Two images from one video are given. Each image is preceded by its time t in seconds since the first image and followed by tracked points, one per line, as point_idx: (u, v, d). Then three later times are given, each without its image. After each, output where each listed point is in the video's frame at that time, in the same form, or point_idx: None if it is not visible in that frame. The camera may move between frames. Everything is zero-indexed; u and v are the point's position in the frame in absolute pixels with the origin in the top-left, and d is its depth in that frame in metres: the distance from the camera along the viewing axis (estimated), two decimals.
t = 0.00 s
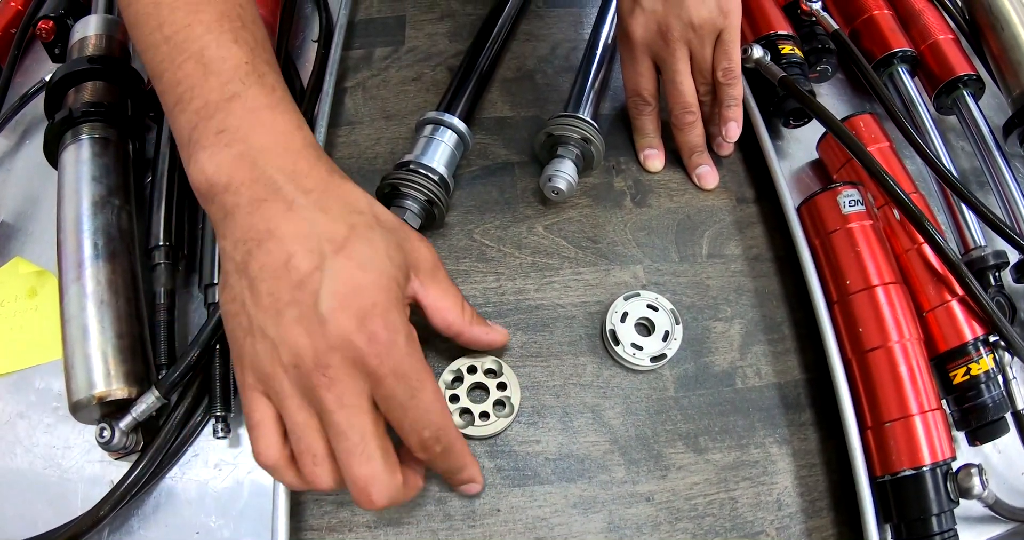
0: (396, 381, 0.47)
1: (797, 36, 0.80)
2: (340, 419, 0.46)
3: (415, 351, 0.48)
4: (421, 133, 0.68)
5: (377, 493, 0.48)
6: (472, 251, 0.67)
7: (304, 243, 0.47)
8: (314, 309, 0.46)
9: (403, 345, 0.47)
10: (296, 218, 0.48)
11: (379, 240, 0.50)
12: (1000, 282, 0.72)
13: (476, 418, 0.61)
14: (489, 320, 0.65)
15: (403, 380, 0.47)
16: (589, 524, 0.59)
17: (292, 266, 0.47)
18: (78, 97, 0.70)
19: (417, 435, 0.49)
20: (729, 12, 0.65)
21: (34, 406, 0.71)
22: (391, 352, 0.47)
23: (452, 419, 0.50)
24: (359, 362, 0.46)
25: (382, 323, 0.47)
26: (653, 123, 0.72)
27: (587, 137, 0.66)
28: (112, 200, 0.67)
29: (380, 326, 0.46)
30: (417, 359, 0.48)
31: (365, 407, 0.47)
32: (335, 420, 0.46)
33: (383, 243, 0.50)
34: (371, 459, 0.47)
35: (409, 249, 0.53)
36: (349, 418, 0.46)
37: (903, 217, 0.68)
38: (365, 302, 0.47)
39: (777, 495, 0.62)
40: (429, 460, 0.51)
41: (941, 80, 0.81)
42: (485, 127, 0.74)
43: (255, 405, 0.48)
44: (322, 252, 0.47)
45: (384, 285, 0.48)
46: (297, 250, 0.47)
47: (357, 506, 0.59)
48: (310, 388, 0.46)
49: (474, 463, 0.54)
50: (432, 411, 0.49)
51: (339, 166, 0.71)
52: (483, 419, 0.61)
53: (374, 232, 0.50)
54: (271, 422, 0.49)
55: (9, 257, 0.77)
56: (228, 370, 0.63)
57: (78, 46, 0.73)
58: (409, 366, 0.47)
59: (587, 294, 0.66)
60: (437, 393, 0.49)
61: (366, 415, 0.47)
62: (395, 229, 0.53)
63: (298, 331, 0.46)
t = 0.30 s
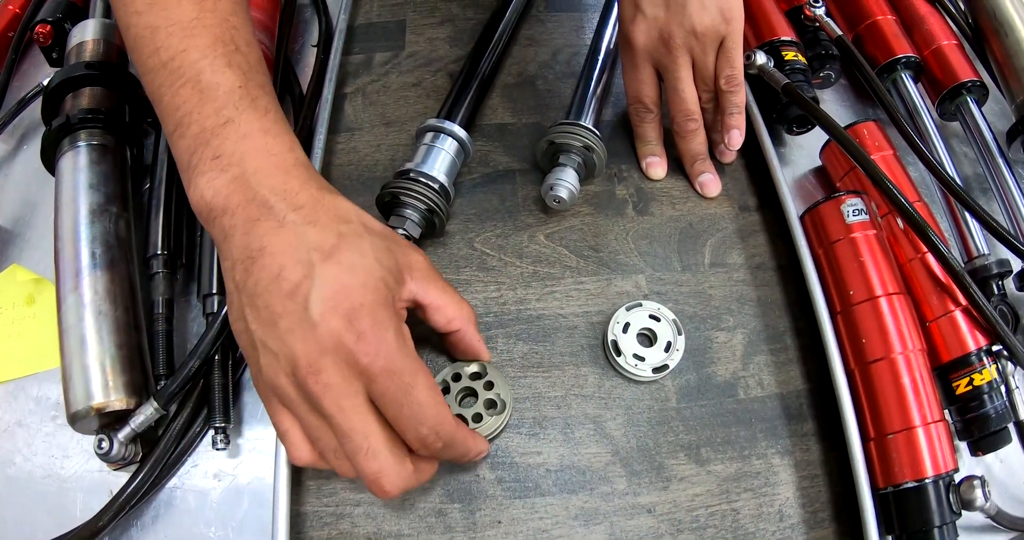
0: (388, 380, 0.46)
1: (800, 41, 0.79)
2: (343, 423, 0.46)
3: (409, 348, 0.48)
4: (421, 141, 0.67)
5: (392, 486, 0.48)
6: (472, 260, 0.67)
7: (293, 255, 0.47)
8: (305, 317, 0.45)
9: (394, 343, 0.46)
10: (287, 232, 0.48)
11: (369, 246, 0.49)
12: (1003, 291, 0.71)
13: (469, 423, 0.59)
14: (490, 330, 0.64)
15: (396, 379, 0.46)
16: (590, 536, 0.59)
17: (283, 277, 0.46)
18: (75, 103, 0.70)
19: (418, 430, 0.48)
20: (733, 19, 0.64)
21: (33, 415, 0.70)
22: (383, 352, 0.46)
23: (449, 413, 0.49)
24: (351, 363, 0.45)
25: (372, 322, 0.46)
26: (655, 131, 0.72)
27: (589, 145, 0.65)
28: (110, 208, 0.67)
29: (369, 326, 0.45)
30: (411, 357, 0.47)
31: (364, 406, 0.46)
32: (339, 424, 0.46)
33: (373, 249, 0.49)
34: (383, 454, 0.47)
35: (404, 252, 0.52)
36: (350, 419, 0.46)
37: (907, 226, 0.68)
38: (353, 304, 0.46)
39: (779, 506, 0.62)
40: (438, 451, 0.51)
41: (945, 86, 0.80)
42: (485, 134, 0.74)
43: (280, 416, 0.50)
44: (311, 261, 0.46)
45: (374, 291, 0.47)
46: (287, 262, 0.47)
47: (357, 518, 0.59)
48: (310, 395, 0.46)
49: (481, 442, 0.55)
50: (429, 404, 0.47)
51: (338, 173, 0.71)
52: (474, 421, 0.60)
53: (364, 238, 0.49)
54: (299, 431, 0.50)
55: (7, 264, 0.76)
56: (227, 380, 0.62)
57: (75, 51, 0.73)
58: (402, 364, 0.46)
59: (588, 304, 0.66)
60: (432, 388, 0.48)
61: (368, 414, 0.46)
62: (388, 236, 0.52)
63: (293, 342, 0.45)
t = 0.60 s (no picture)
0: (377, 358, 0.45)
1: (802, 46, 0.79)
2: (335, 406, 0.44)
3: (399, 331, 0.47)
4: (420, 146, 0.66)
5: (389, 474, 0.46)
6: (471, 267, 0.67)
7: (283, 247, 0.47)
8: (294, 304, 0.45)
9: (382, 324, 0.46)
10: (278, 228, 0.47)
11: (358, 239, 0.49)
12: (1005, 298, 0.71)
13: (474, 416, 0.57)
14: (489, 338, 0.64)
15: (385, 358, 0.45)
16: None
17: (273, 269, 0.46)
18: (71, 108, 0.69)
19: (411, 412, 0.46)
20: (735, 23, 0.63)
21: (31, 421, 0.70)
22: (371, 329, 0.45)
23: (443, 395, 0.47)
24: (339, 345, 0.44)
25: (359, 303, 0.45)
26: (656, 136, 0.71)
27: (589, 151, 0.65)
28: (107, 214, 0.66)
29: (356, 308, 0.45)
30: (401, 338, 0.46)
31: (355, 389, 0.45)
32: (330, 408, 0.44)
33: (362, 242, 0.49)
34: (378, 439, 0.45)
35: (394, 249, 0.52)
36: (341, 402, 0.44)
37: (909, 233, 0.68)
38: (341, 289, 0.45)
39: (779, 514, 0.61)
40: (438, 440, 0.49)
41: (947, 90, 0.79)
42: (484, 139, 0.73)
43: (279, 413, 0.49)
44: (302, 251, 0.46)
45: (364, 280, 0.47)
46: (277, 255, 0.46)
47: (356, 527, 0.59)
48: (301, 382, 0.44)
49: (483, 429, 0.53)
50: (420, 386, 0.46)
51: (336, 178, 0.70)
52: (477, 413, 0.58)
53: (353, 230, 0.49)
54: (299, 428, 0.50)
55: (4, 269, 0.76)
56: (224, 388, 0.62)
57: (71, 55, 0.72)
58: (391, 343, 0.45)
59: (588, 311, 0.65)
60: (422, 368, 0.46)
61: (360, 397, 0.45)
62: (379, 233, 0.52)
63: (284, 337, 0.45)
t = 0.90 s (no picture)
0: (370, 358, 0.44)
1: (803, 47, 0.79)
2: (329, 407, 0.44)
3: (394, 329, 0.46)
4: (419, 148, 0.66)
5: (386, 474, 0.46)
6: (471, 269, 0.66)
7: (278, 246, 0.46)
8: (287, 301, 0.45)
9: (376, 321, 0.45)
10: (273, 227, 0.47)
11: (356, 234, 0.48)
12: (1006, 300, 0.71)
13: (476, 419, 0.57)
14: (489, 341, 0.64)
15: (377, 358, 0.44)
16: None
17: (268, 268, 0.46)
18: (69, 109, 0.69)
19: (406, 414, 0.45)
20: (735, 25, 0.63)
21: (29, 424, 0.70)
22: (364, 327, 0.44)
23: (438, 396, 0.46)
24: (332, 343, 0.44)
25: (353, 299, 0.45)
26: (656, 138, 0.71)
27: (589, 153, 0.65)
28: (104, 216, 0.66)
29: (349, 305, 0.45)
30: (395, 335, 0.46)
31: (349, 389, 0.44)
32: (325, 409, 0.44)
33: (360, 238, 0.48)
34: (375, 439, 0.45)
35: (396, 241, 0.51)
36: (336, 402, 0.44)
37: (909, 235, 0.67)
38: (335, 285, 0.45)
39: (779, 517, 0.61)
40: (436, 441, 0.48)
41: (947, 91, 0.79)
42: (483, 140, 0.73)
43: (275, 415, 0.49)
44: (296, 248, 0.46)
45: (358, 276, 0.46)
46: (272, 254, 0.46)
47: (355, 531, 0.59)
48: (296, 382, 0.44)
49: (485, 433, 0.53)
50: (413, 387, 0.45)
51: (335, 180, 0.70)
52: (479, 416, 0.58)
53: (351, 225, 0.49)
54: (296, 430, 0.49)
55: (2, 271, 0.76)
56: (223, 392, 0.61)
57: (69, 56, 0.71)
58: (384, 341, 0.45)
59: (588, 314, 0.65)
60: (417, 367, 0.46)
61: (354, 397, 0.44)
62: (376, 226, 0.51)
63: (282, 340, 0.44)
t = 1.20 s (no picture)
0: (373, 357, 0.44)
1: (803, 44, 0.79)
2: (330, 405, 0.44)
3: (397, 327, 0.46)
4: (420, 143, 0.66)
5: (384, 472, 0.46)
6: (471, 265, 0.66)
7: (282, 238, 0.46)
8: (290, 297, 0.44)
9: (380, 319, 0.45)
10: (276, 217, 0.47)
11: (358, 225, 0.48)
12: (1005, 296, 0.71)
13: (478, 411, 0.58)
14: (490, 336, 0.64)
15: (382, 358, 0.44)
16: None
17: (270, 261, 0.46)
18: (68, 105, 0.69)
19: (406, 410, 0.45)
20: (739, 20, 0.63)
21: (27, 421, 0.69)
22: (369, 324, 0.44)
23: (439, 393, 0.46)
24: (335, 339, 0.44)
25: (358, 295, 0.45)
26: (657, 134, 0.71)
27: (589, 149, 0.65)
28: (104, 211, 0.66)
29: (354, 301, 0.44)
30: (399, 333, 0.45)
31: (350, 386, 0.44)
32: (326, 406, 0.44)
33: (364, 229, 0.48)
34: (375, 437, 0.45)
35: (400, 230, 0.51)
36: (338, 400, 0.44)
37: (910, 231, 0.68)
38: (340, 279, 0.45)
39: (780, 513, 0.61)
40: (433, 435, 0.48)
41: (947, 89, 0.79)
42: (484, 136, 0.73)
43: (273, 407, 0.48)
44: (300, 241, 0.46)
45: (365, 271, 0.46)
46: (274, 246, 0.46)
47: (356, 526, 0.58)
48: (297, 378, 0.44)
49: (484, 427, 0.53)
50: (416, 384, 0.45)
51: (335, 176, 0.70)
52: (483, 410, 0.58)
53: (354, 217, 0.48)
54: (292, 423, 0.49)
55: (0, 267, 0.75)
56: (223, 387, 0.61)
57: (69, 53, 0.71)
58: (388, 339, 0.45)
59: (588, 310, 0.65)
60: (419, 363, 0.46)
61: (356, 395, 0.44)
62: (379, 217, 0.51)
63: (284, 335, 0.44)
